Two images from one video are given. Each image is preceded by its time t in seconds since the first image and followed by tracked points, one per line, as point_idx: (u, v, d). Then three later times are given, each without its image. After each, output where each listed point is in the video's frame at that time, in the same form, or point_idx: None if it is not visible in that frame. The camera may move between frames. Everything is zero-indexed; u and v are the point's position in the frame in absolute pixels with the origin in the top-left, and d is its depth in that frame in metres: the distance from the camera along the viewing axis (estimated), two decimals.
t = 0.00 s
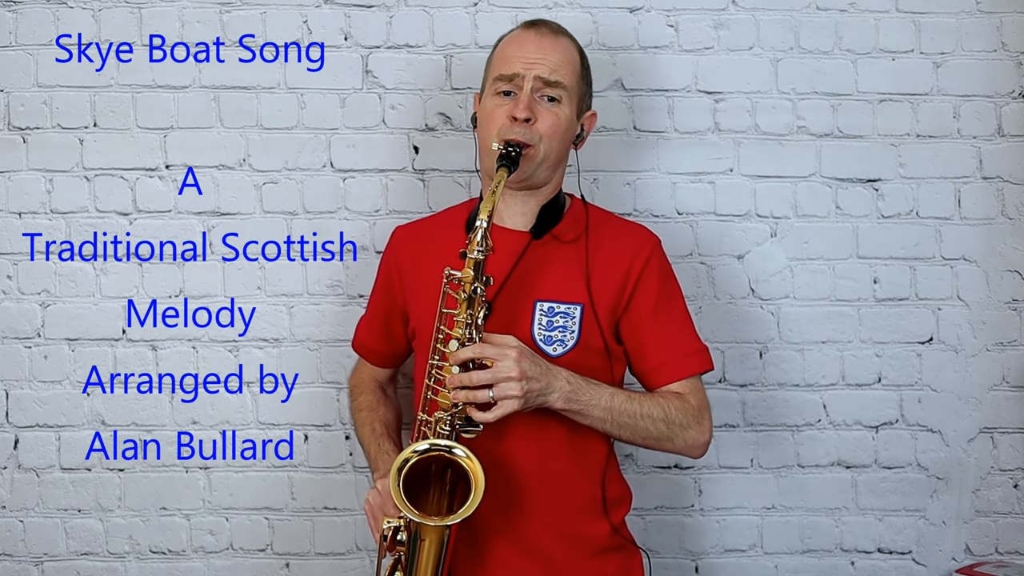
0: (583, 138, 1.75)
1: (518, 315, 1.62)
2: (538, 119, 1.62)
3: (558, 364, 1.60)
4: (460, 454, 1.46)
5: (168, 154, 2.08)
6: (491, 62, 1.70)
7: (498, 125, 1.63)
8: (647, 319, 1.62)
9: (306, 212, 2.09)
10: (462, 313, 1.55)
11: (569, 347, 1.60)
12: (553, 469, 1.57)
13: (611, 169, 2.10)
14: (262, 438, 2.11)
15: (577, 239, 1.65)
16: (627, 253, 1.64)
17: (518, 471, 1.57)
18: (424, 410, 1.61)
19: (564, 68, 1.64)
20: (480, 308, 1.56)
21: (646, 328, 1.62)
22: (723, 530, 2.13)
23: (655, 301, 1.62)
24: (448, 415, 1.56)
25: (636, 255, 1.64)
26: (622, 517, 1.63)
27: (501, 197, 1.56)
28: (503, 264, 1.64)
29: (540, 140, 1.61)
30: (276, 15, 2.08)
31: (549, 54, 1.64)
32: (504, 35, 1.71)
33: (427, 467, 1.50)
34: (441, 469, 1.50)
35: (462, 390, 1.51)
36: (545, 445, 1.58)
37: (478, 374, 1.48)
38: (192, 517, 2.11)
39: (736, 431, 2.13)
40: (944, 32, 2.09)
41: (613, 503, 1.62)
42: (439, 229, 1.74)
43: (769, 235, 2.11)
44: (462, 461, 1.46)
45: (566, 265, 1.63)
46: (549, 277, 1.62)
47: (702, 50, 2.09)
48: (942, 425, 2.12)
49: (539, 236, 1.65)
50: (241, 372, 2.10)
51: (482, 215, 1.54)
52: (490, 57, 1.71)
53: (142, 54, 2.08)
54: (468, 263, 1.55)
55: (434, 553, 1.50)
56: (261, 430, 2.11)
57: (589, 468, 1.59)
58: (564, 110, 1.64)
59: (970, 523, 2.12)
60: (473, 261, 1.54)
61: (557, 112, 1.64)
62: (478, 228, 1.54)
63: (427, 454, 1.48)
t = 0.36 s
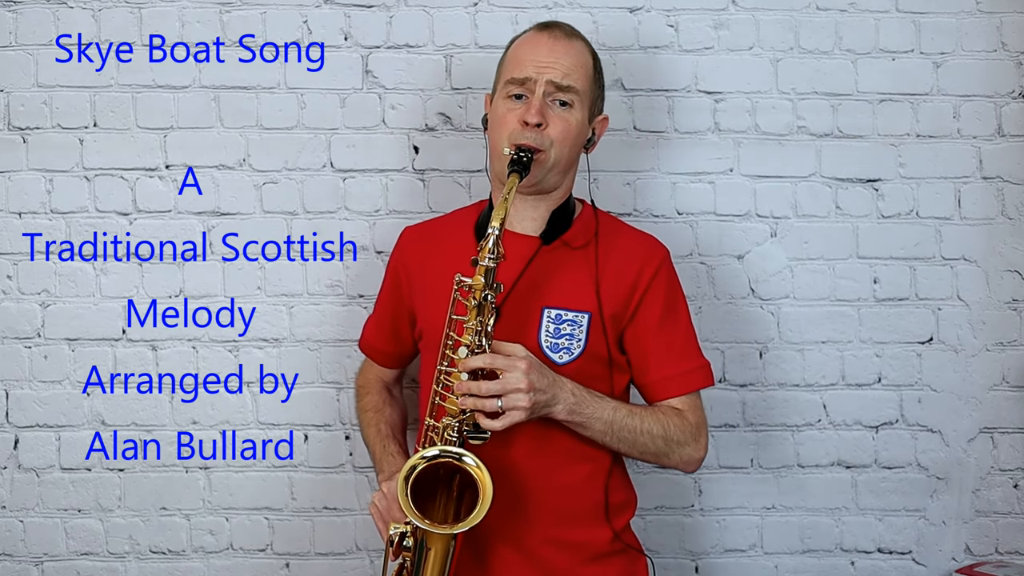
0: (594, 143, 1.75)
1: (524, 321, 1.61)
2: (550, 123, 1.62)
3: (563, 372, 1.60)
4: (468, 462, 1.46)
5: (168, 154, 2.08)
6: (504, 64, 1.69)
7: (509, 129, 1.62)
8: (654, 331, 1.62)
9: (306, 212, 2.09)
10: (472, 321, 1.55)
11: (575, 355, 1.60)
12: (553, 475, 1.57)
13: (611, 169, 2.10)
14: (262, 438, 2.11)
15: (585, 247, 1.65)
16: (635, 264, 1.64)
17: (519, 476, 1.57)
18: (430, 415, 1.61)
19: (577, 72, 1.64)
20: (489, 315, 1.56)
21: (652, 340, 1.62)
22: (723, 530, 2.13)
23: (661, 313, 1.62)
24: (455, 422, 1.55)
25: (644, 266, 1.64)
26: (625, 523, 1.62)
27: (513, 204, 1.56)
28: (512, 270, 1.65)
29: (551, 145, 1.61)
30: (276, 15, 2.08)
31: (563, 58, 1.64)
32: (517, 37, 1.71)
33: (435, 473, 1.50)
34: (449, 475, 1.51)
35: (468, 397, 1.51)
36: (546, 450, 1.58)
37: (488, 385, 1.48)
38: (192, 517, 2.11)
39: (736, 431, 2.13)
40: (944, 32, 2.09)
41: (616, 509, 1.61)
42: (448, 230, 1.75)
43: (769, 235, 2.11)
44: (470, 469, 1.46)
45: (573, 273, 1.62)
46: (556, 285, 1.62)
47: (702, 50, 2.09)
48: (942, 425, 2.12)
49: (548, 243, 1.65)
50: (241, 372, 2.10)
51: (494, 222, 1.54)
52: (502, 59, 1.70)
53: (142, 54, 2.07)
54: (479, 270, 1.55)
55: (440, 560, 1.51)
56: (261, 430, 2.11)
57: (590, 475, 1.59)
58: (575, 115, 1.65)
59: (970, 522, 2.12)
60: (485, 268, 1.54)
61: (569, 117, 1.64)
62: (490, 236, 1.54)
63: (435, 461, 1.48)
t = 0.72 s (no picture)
0: (600, 142, 1.75)
1: (530, 319, 1.62)
2: (555, 121, 1.62)
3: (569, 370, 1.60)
4: (469, 458, 1.46)
5: (168, 154, 2.08)
6: (510, 63, 1.69)
7: (514, 127, 1.63)
8: (660, 328, 1.61)
9: (306, 212, 2.09)
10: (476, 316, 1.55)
11: (580, 352, 1.60)
12: (560, 474, 1.57)
13: (611, 169, 2.10)
14: (262, 438, 2.11)
15: (591, 245, 1.65)
16: (641, 262, 1.64)
17: (526, 475, 1.57)
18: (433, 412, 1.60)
19: (582, 70, 1.65)
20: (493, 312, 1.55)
21: (658, 337, 1.62)
22: (723, 530, 2.13)
23: (667, 310, 1.62)
24: (458, 418, 1.55)
25: (649, 264, 1.64)
26: (631, 523, 1.62)
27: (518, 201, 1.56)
28: (518, 268, 1.65)
29: (556, 142, 1.62)
30: (276, 15, 2.08)
31: (568, 56, 1.64)
32: (523, 36, 1.71)
33: (436, 469, 1.50)
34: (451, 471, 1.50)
35: (472, 393, 1.50)
36: (552, 450, 1.58)
37: (490, 380, 1.48)
38: (192, 517, 2.11)
39: (736, 431, 2.13)
40: (944, 32, 2.09)
41: (621, 509, 1.61)
42: (453, 229, 1.74)
43: (769, 235, 2.11)
44: (472, 465, 1.46)
45: (579, 270, 1.63)
46: (563, 282, 1.62)
47: (702, 50, 2.09)
48: (942, 425, 2.12)
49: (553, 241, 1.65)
50: (241, 372, 2.10)
51: (499, 218, 1.54)
52: (508, 57, 1.71)
53: (142, 54, 2.07)
54: (483, 265, 1.55)
55: (442, 555, 1.51)
56: (261, 430, 2.11)
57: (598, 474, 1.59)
58: (581, 113, 1.65)
59: (970, 522, 2.12)
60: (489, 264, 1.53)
61: (574, 114, 1.64)
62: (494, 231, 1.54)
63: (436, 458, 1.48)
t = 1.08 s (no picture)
0: (596, 135, 1.75)
1: (531, 314, 1.62)
2: (546, 114, 1.62)
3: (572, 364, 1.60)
4: (456, 445, 1.47)
5: (168, 154, 2.08)
6: (500, 62, 1.70)
7: (505, 122, 1.63)
8: (661, 319, 1.62)
9: (306, 212, 2.09)
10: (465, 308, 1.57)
11: (583, 345, 1.60)
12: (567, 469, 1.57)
13: (611, 169, 2.10)
14: (262, 438, 2.11)
15: (593, 238, 1.65)
16: (642, 254, 1.64)
17: (532, 470, 1.57)
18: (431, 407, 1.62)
19: (571, 63, 1.65)
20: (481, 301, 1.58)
21: (660, 328, 1.62)
22: (723, 530, 2.13)
23: (669, 300, 1.62)
24: (450, 410, 1.57)
25: (650, 255, 1.64)
26: (637, 518, 1.63)
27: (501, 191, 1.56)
28: (518, 262, 1.65)
29: (548, 135, 1.62)
30: (276, 15, 2.08)
31: (556, 50, 1.64)
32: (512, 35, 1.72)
33: (427, 461, 1.51)
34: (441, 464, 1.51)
35: (463, 383, 1.51)
36: (559, 444, 1.58)
37: (477, 366, 1.49)
38: (192, 517, 2.11)
39: (736, 431, 2.13)
40: (944, 32, 2.09)
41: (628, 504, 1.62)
42: (453, 229, 1.75)
43: (769, 235, 2.11)
44: (461, 452, 1.47)
45: (582, 264, 1.63)
46: (565, 276, 1.62)
47: (702, 50, 2.09)
48: (942, 425, 2.12)
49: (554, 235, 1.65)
50: (241, 372, 2.10)
51: (482, 208, 1.56)
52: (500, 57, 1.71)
53: (142, 54, 2.07)
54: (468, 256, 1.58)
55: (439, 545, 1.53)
56: (261, 430, 2.11)
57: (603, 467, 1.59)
58: (572, 105, 1.64)
59: (970, 522, 2.12)
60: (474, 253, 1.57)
61: (565, 107, 1.64)
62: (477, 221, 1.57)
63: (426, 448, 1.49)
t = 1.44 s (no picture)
0: (590, 134, 1.75)
1: (526, 315, 1.62)
2: (536, 114, 1.62)
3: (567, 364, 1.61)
4: (447, 444, 1.48)
5: (168, 154, 2.08)
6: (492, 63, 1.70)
7: (496, 123, 1.63)
8: (656, 320, 1.62)
9: (306, 212, 2.09)
10: (456, 309, 1.57)
11: (578, 346, 1.60)
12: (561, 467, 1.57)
13: (611, 169, 2.10)
14: (262, 438, 2.11)
15: (587, 238, 1.65)
16: (636, 254, 1.64)
17: (527, 469, 1.57)
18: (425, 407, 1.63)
19: (562, 62, 1.64)
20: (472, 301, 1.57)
21: (654, 329, 1.62)
22: (723, 530, 2.13)
23: (663, 301, 1.62)
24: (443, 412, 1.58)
25: (645, 255, 1.64)
26: (635, 515, 1.63)
27: (490, 192, 1.57)
28: (514, 263, 1.66)
29: (538, 135, 1.61)
30: (276, 15, 2.08)
31: (547, 49, 1.64)
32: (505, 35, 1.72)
33: (419, 463, 1.51)
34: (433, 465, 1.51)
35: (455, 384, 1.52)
36: (553, 443, 1.58)
37: (467, 367, 1.49)
38: (192, 517, 2.11)
39: (736, 431, 2.13)
40: (944, 32, 2.09)
41: (624, 502, 1.62)
42: (451, 230, 1.75)
43: (769, 235, 2.11)
44: (452, 451, 1.48)
45: (576, 264, 1.63)
46: (560, 276, 1.62)
47: (702, 50, 2.09)
48: (942, 425, 2.12)
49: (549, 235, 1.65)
50: (241, 372, 2.10)
51: (470, 209, 1.56)
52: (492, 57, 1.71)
53: (142, 54, 2.07)
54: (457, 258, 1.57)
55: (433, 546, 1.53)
56: (261, 430, 2.11)
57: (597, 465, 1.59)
58: (563, 105, 1.64)
59: (970, 522, 2.12)
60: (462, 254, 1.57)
61: (555, 106, 1.63)
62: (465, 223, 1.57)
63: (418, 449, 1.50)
